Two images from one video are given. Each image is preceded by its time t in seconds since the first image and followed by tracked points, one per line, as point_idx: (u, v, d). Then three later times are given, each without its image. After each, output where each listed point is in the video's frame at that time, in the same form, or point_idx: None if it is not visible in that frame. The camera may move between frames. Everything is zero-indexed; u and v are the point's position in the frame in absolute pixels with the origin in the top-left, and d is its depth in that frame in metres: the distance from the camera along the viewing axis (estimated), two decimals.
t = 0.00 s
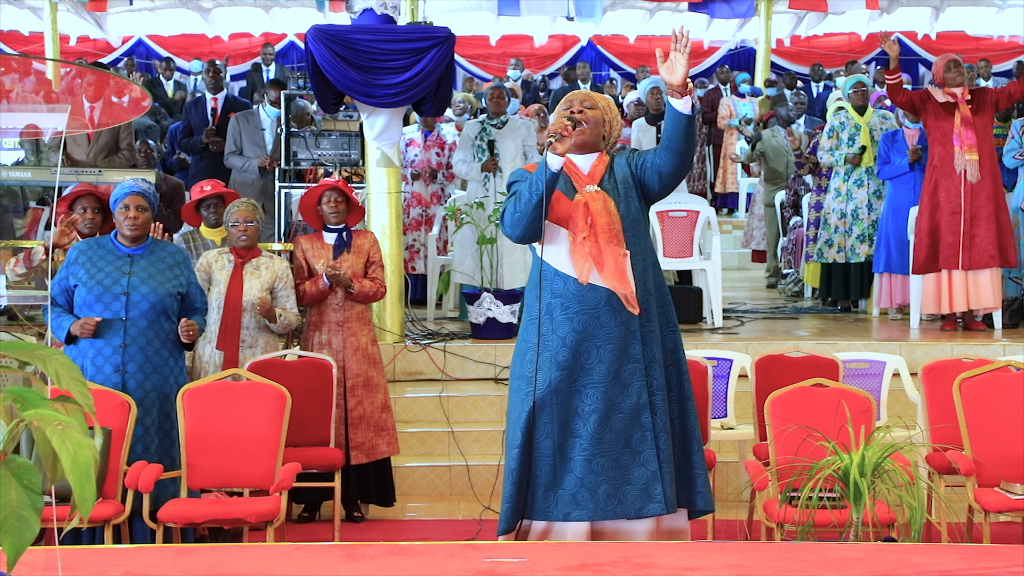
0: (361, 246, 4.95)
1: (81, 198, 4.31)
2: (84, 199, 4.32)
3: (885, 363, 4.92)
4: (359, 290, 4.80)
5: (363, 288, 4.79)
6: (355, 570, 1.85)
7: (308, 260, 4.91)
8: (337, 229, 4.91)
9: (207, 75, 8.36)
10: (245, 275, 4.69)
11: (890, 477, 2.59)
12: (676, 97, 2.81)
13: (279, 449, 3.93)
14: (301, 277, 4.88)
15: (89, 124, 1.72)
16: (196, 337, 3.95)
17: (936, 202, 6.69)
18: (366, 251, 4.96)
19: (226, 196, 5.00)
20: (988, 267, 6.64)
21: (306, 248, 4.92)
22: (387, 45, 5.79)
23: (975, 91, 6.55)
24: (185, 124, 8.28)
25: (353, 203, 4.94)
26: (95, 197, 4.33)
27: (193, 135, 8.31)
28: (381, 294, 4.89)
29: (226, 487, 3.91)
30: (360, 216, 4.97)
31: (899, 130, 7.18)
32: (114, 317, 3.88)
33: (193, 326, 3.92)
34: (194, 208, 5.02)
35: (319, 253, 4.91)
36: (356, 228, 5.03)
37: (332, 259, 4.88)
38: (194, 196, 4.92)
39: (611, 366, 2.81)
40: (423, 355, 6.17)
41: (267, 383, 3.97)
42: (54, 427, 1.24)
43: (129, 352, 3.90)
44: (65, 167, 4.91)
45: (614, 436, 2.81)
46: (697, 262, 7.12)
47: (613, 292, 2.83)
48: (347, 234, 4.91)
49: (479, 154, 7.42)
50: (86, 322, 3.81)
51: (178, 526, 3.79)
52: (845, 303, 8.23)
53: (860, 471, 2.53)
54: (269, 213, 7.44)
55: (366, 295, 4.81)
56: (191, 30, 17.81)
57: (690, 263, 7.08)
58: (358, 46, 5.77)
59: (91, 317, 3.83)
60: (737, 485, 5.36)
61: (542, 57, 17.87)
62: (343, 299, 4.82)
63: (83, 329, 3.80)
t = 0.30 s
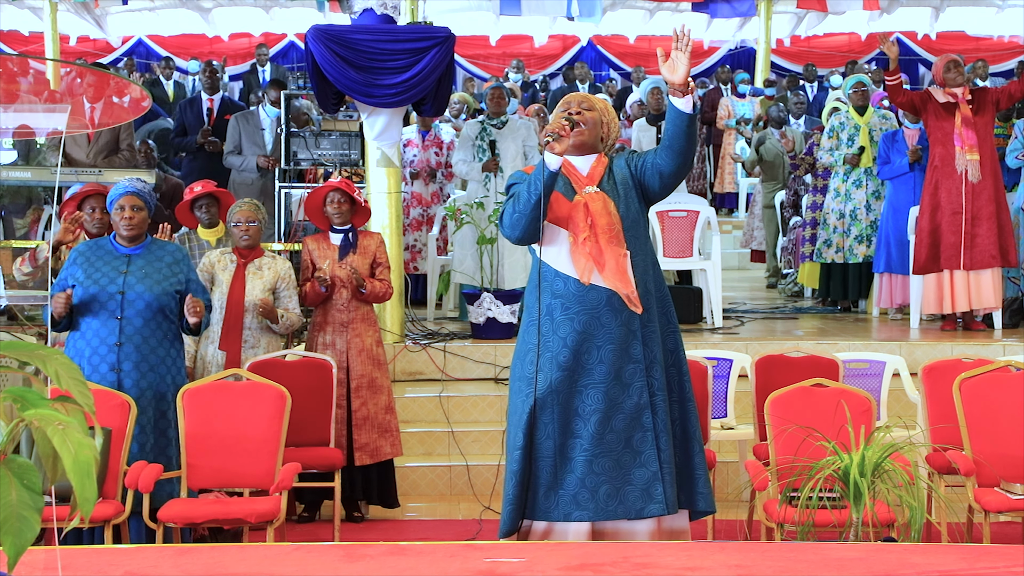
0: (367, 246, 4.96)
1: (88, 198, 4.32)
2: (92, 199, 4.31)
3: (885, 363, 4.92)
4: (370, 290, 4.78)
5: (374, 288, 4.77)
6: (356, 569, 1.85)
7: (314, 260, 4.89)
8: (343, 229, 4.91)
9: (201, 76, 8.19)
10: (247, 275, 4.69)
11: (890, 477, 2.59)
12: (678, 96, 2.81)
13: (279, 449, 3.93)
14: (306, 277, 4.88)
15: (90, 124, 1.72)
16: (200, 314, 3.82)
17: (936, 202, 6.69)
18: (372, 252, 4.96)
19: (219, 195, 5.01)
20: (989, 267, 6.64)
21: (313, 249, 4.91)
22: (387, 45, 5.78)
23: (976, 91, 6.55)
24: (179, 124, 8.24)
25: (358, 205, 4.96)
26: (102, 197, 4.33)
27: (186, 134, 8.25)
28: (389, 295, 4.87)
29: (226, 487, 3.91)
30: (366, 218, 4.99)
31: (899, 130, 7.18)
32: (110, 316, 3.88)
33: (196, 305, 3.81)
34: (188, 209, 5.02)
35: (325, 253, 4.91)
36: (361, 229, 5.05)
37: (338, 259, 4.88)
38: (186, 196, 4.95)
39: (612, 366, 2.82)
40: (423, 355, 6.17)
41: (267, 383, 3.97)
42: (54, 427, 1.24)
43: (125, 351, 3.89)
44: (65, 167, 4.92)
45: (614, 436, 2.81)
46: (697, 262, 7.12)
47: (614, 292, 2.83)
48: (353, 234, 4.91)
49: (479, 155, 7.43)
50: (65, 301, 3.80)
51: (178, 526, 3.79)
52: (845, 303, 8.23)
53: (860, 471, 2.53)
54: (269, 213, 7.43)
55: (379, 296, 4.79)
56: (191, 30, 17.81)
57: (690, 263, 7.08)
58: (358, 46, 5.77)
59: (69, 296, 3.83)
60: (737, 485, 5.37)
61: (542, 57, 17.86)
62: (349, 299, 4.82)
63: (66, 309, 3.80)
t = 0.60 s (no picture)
0: (370, 248, 4.95)
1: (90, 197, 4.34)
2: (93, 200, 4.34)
3: (885, 363, 4.92)
4: (368, 291, 4.78)
5: (372, 289, 4.77)
6: (356, 569, 1.85)
7: (316, 260, 4.90)
8: (347, 230, 4.91)
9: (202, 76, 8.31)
10: (243, 276, 4.69)
11: (890, 477, 2.58)
12: (680, 96, 2.81)
13: (279, 449, 3.93)
14: (308, 277, 4.87)
15: (89, 124, 1.72)
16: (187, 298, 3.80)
17: (937, 202, 6.69)
18: (375, 254, 4.96)
19: (217, 195, 5.01)
20: (989, 267, 6.64)
21: (315, 248, 4.92)
22: (387, 45, 5.78)
23: (977, 91, 6.56)
24: (180, 124, 8.17)
25: (364, 206, 4.96)
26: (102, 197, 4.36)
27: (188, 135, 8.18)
28: (390, 296, 4.87)
29: (226, 487, 3.91)
30: (371, 219, 4.99)
31: (899, 130, 7.17)
32: (103, 316, 3.88)
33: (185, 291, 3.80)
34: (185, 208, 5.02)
35: (328, 254, 4.91)
36: (366, 229, 5.04)
37: (340, 261, 4.87)
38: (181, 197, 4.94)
39: (607, 365, 2.81)
40: (423, 355, 6.17)
41: (267, 383, 3.97)
42: (54, 427, 1.24)
43: (117, 350, 3.88)
44: (65, 167, 4.92)
45: (609, 435, 2.80)
46: (697, 262, 7.12)
47: (610, 291, 2.83)
48: (356, 235, 4.91)
49: (480, 153, 7.43)
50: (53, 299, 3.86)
51: (177, 526, 3.79)
52: (845, 303, 8.23)
53: (860, 471, 2.53)
54: (269, 213, 7.43)
55: (376, 297, 4.79)
56: (191, 30, 17.78)
57: (690, 263, 7.08)
58: (358, 46, 5.77)
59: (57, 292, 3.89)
60: (737, 485, 5.36)
61: (542, 57, 17.80)
62: (350, 301, 4.82)
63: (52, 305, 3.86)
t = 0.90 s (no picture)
0: (369, 248, 4.95)
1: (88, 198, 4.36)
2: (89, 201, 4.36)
3: (885, 363, 4.92)
4: (361, 291, 4.77)
5: (364, 289, 4.77)
6: (356, 569, 1.85)
7: (316, 258, 4.91)
8: (347, 229, 4.90)
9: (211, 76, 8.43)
10: (232, 275, 4.70)
11: (890, 478, 2.59)
12: (683, 100, 2.81)
13: (279, 449, 3.93)
14: (308, 276, 4.88)
15: (88, 124, 1.72)
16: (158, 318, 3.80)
17: (938, 201, 6.68)
18: (374, 253, 4.95)
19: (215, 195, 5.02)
20: (989, 267, 6.65)
21: (315, 247, 4.92)
22: (387, 45, 5.78)
23: (980, 91, 6.57)
24: (188, 124, 8.20)
25: (365, 206, 4.95)
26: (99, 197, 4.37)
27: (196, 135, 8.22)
28: (387, 296, 4.87)
29: (225, 487, 3.91)
30: (371, 219, 4.98)
31: (900, 129, 7.16)
32: (96, 316, 3.88)
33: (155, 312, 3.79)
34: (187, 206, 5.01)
35: (327, 253, 4.91)
36: (367, 230, 5.03)
37: (339, 260, 4.88)
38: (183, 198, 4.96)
39: (594, 366, 2.81)
40: (423, 355, 6.17)
41: (267, 383, 3.97)
42: (54, 427, 1.24)
43: (110, 351, 3.89)
44: (65, 167, 4.92)
45: (595, 436, 2.80)
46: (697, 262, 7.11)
47: (599, 291, 2.83)
48: (356, 235, 4.91)
49: (482, 152, 7.44)
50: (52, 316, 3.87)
51: (178, 526, 3.79)
52: (845, 303, 8.24)
53: (860, 471, 2.53)
54: (269, 213, 7.44)
55: (368, 297, 4.78)
56: (191, 30, 17.78)
57: (690, 263, 7.08)
58: (358, 46, 5.77)
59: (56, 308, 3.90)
60: (737, 485, 5.37)
61: (542, 57, 17.87)
62: (348, 300, 4.82)
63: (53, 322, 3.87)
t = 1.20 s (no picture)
0: (369, 246, 4.94)
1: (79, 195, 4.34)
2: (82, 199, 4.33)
3: (885, 363, 4.92)
4: (359, 287, 4.77)
5: (363, 285, 4.76)
6: (355, 569, 1.85)
7: (315, 258, 4.91)
8: (347, 229, 4.91)
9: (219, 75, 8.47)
10: (217, 274, 4.71)
11: (890, 478, 2.59)
12: (695, 107, 2.79)
13: (279, 448, 3.93)
14: (307, 274, 4.88)
15: (88, 124, 1.72)
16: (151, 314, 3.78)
17: (938, 201, 6.68)
18: (374, 252, 4.95)
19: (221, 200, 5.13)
20: (988, 267, 6.65)
21: (315, 246, 4.93)
22: (387, 45, 5.78)
23: (981, 91, 6.57)
24: (197, 124, 8.20)
25: (365, 207, 4.95)
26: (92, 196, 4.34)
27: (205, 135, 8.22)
28: (387, 294, 4.86)
29: (226, 487, 3.91)
30: (371, 219, 4.98)
31: (900, 129, 7.16)
32: (93, 317, 3.88)
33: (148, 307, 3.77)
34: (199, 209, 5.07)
35: (327, 251, 4.92)
36: (368, 230, 5.03)
37: (338, 258, 4.88)
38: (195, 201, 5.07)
39: (579, 363, 2.78)
40: (423, 355, 6.17)
41: (267, 383, 3.97)
42: (54, 427, 1.24)
43: (107, 351, 3.89)
44: (66, 167, 4.92)
45: (579, 434, 2.76)
46: (697, 262, 7.11)
47: (585, 288, 2.79)
48: (356, 234, 4.91)
49: (480, 152, 7.45)
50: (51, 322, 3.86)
51: (178, 527, 3.79)
52: (845, 303, 8.23)
53: (860, 471, 2.53)
54: (269, 213, 7.42)
55: (366, 293, 4.78)
56: (191, 30, 17.78)
57: (690, 264, 7.07)
58: (358, 46, 5.77)
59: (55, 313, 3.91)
60: (737, 485, 5.37)
61: (542, 57, 17.70)
62: (347, 298, 4.82)
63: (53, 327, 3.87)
